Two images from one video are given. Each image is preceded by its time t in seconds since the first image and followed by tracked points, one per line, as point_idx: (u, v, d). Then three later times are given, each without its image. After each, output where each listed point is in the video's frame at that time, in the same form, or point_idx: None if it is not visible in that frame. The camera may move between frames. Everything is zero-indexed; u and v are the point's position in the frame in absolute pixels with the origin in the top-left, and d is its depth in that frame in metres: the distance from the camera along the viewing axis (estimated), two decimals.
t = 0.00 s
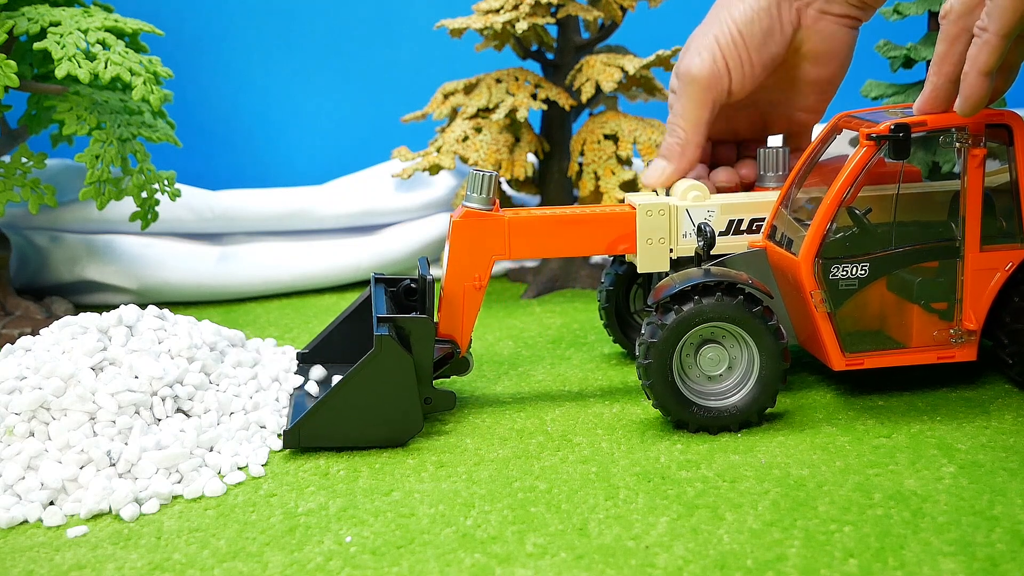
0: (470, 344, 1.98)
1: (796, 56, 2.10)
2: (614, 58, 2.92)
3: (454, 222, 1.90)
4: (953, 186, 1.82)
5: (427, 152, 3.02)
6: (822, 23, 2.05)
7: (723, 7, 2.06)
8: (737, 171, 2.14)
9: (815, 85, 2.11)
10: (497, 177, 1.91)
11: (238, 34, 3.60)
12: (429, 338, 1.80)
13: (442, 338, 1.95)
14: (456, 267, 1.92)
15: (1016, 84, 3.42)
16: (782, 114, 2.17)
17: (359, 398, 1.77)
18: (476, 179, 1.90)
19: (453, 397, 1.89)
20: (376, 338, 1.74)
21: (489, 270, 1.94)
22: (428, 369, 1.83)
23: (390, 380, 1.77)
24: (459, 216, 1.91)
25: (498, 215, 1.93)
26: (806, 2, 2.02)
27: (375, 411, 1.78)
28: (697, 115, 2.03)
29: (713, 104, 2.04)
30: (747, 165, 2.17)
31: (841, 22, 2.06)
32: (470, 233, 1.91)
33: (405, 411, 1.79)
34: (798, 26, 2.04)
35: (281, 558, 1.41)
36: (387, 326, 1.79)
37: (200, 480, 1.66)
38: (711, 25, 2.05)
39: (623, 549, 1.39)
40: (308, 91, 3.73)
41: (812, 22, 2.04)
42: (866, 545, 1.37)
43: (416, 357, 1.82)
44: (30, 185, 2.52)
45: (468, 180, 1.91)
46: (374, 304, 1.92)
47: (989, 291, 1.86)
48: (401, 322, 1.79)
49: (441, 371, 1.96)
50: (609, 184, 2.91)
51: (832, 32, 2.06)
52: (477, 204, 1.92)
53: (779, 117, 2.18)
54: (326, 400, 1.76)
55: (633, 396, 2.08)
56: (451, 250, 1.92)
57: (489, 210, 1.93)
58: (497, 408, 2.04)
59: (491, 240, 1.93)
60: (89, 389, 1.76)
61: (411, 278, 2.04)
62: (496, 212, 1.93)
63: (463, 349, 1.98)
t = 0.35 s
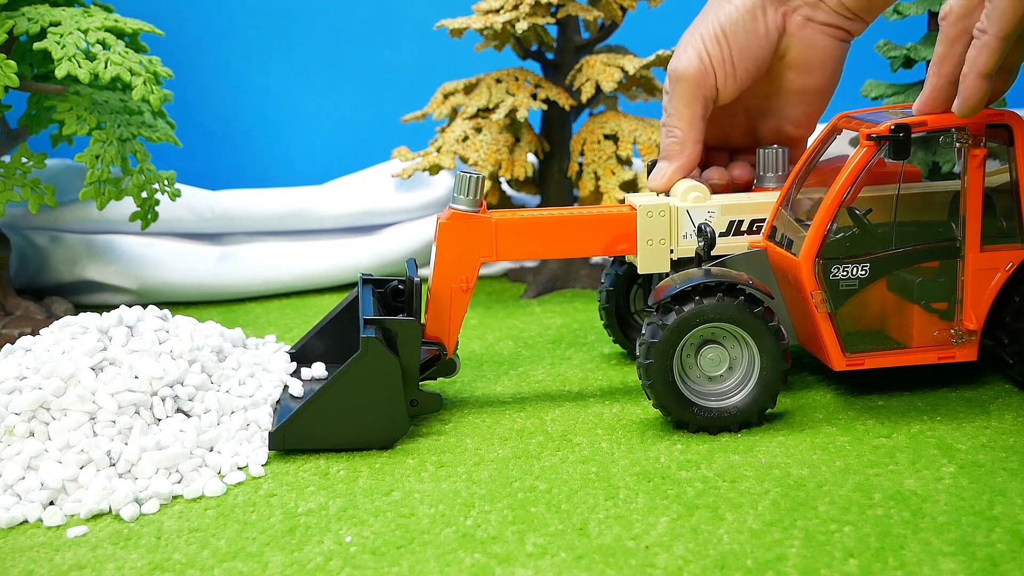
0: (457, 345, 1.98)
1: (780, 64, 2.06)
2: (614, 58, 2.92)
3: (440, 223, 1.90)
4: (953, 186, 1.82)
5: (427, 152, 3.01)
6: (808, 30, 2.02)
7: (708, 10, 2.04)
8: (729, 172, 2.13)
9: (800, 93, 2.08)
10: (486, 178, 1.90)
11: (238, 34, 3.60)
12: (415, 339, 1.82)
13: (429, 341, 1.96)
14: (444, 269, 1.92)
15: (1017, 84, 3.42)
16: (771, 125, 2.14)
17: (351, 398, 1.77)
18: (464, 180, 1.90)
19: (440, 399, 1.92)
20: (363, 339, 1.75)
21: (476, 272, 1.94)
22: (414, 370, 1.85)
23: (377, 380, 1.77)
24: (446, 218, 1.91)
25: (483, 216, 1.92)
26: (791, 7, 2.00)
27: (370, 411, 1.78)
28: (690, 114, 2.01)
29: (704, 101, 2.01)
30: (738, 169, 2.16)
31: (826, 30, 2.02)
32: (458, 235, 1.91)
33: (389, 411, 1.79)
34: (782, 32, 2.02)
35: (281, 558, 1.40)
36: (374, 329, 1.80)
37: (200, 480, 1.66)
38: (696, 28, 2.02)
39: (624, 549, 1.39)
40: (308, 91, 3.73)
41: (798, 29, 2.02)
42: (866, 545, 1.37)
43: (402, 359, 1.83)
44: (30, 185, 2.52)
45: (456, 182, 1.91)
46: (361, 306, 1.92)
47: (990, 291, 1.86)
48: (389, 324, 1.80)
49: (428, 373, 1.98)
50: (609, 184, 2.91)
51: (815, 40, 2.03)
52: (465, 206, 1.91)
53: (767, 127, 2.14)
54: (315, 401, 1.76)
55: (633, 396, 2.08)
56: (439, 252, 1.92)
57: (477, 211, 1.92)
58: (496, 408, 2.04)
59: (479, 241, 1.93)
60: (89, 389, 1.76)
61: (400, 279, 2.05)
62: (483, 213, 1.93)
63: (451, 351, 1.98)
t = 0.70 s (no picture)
0: (445, 344, 1.98)
1: (801, 53, 2.06)
2: (614, 58, 2.92)
3: (427, 219, 1.90)
4: (956, 185, 1.82)
5: (427, 152, 3.01)
6: (828, 18, 2.02)
7: None
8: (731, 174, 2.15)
9: (819, 84, 2.07)
10: (473, 175, 1.89)
11: (238, 34, 3.60)
12: (402, 338, 1.81)
13: (417, 338, 1.96)
14: (433, 267, 1.92)
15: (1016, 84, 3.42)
16: (783, 120, 2.14)
17: (341, 393, 1.77)
18: (451, 177, 1.88)
19: (427, 397, 1.91)
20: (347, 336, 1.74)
21: (464, 269, 1.93)
22: (401, 368, 1.84)
23: (363, 375, 1.77)
24: (433, 216, 1.91)
25: (472, 214, 1.91)
26: None
27: (363, 407, 1.79)
28: (708, 102, 2.02)
29: (723, 89, 2.02)
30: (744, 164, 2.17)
31: (847, 19, 2.03)
32: (445, 233, 1.90)
33: (376, 408, 1.79)
34: (804, 20, 2.02)
35: (281, 558, 1.40)
36: (360, 326, 1.79)
37: (200, 480, 1.66)
38: (719, 15, 2.04)
39: (624, 549, 1.39)
40: (308, 91, 3.73)
41: (819, 17, 2.02)
42: (866, 545, 1.37)
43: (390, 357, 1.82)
44: (30, 185, 2.52)
45: (445, 178, 1.89)
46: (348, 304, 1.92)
47: (993, 291, 1.86)
48: (376, 321, 1.80)
49: (416, 370, 1.98)
50: (609, 184, 2.91)
51: (836, 28, 2.03)
52: (453, 203, 1.90)
53: (782, 121, 2.14)
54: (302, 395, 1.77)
55: (633, 396, 2.08)
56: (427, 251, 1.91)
57: (466, 209, 1.91)
58: (496, 408, 2.04)
59: (467, 239, 1.92)
60: (89, 389, 1.76)
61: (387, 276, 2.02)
62: (473, 211, 1.92)
63: (439, 348, 1.98)
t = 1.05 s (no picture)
0: (443, 345, 1.97)
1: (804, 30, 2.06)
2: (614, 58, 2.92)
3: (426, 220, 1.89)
4: (958, 185, 1.82)
5: (427, 152, 3.01)
6: None
7: None
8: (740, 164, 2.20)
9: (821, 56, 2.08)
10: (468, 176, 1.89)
11: (238, 34, 3.60)
12: (399, 339, 1.82)
13: (414, 338, 1.95)
14: (430, 267, 1.91)
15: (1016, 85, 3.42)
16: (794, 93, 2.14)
17: (340, 390, 1.78)
18: (449, 179, 1.89)
19: (423, 399, 1.90)
20: (345, 337, 1.76)
21: (462, 270, 1.93)
22: (399, 367, 1.85)
23: (363, 373, 1.77)
24: (431, 217, 1.89)
25: (470, 215, 1.91)
26: None
27: (359, 403, 1.78)
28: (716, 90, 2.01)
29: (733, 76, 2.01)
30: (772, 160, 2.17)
31: None
32: (442, 232, 1.89)
33: (373, 407, 1.79)
34: None
35: (281, 558, 1.40)
36: (356, 326, 1.80)
37: (200, 480, 1.66)
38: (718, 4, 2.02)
39: (624, 549, 1.39)
40: (308, 91, 3.73)
41: None
42: (866, 545, 1.37)
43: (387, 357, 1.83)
44: (30, 185, 2.52)
45: (441, 180, 1.90)
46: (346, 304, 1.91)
47: (994, 291, 1.86)
48: (373, 321, 1.80)
49: (413, 372, 1.96)
50: (609, 184, 2.91)
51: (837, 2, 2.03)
52: (451, 204, 1.90)
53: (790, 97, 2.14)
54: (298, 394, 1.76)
55: (633, 396, 2.08)
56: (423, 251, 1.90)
57: (464, 210, 1.91)
58: (496, 408, 2.04)
59: (466, 240, 1.91)
60: (89, 389, 1.76)
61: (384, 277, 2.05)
62: (469, 212, 1.92)
63: (435, 349, 1.97)
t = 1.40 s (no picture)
0: (455, 341, 1.94)
1: None
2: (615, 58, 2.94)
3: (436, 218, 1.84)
4: (969, 182, 1.82)
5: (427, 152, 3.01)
6: None
7: None
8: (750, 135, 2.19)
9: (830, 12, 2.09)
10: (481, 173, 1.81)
11: (239, 34, 3.60)
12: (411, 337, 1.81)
13: (426, 337, 1.92)
14: (440, 267, 1.89)
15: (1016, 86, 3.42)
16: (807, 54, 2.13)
17: (352, 389, 1.77)
18: (460, 178, 1.80)
19: (436, 397, 1.91)
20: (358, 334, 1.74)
21: (474, 268, 1.90)
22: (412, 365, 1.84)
23: (378, 372, 1.77)
24: (441, 215, 1.85)
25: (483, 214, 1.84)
26: None
27: (371, 400, 1.78)
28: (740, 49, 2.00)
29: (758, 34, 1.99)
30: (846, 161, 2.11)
31: None
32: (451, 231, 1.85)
33: (385, 408, 1.79)
34: None
35: (281, 558, 1.40)
36: (369, 325, 1.79)
37: (200, 480, 1.66)
38: None
39: (624, 549, 1.39)
40: (309, 91, 3.73)
41: None
42: (866, 545, 1.37)
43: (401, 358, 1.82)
44: (30, 185, 2.52)
45: (454, 180, 1.82)
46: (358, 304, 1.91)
47: (1006, 288, 1.86)
48: (385, 319, 1.79)
49: (424, 369, 1.95)
50: (609, 184, 2.92)
51: None
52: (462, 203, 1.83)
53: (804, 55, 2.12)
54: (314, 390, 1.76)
55: (633, 396, 2.08)
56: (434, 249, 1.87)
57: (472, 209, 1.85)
58: (496, 408, 2.04)
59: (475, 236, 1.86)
60: (89, 389, 1.76)
61: (394, 277, 1.99)
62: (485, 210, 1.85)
63: (448, 348, 1.95)
